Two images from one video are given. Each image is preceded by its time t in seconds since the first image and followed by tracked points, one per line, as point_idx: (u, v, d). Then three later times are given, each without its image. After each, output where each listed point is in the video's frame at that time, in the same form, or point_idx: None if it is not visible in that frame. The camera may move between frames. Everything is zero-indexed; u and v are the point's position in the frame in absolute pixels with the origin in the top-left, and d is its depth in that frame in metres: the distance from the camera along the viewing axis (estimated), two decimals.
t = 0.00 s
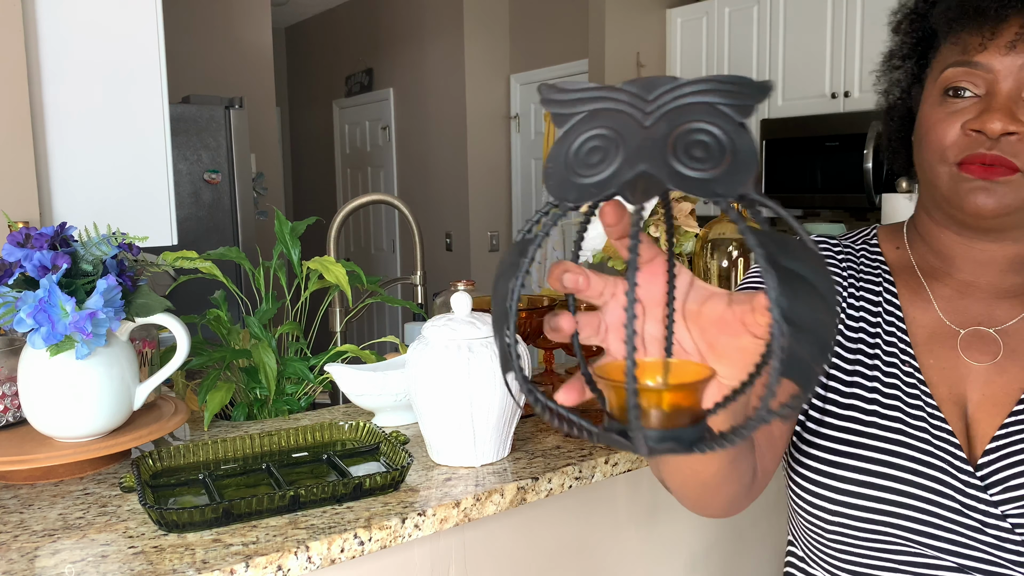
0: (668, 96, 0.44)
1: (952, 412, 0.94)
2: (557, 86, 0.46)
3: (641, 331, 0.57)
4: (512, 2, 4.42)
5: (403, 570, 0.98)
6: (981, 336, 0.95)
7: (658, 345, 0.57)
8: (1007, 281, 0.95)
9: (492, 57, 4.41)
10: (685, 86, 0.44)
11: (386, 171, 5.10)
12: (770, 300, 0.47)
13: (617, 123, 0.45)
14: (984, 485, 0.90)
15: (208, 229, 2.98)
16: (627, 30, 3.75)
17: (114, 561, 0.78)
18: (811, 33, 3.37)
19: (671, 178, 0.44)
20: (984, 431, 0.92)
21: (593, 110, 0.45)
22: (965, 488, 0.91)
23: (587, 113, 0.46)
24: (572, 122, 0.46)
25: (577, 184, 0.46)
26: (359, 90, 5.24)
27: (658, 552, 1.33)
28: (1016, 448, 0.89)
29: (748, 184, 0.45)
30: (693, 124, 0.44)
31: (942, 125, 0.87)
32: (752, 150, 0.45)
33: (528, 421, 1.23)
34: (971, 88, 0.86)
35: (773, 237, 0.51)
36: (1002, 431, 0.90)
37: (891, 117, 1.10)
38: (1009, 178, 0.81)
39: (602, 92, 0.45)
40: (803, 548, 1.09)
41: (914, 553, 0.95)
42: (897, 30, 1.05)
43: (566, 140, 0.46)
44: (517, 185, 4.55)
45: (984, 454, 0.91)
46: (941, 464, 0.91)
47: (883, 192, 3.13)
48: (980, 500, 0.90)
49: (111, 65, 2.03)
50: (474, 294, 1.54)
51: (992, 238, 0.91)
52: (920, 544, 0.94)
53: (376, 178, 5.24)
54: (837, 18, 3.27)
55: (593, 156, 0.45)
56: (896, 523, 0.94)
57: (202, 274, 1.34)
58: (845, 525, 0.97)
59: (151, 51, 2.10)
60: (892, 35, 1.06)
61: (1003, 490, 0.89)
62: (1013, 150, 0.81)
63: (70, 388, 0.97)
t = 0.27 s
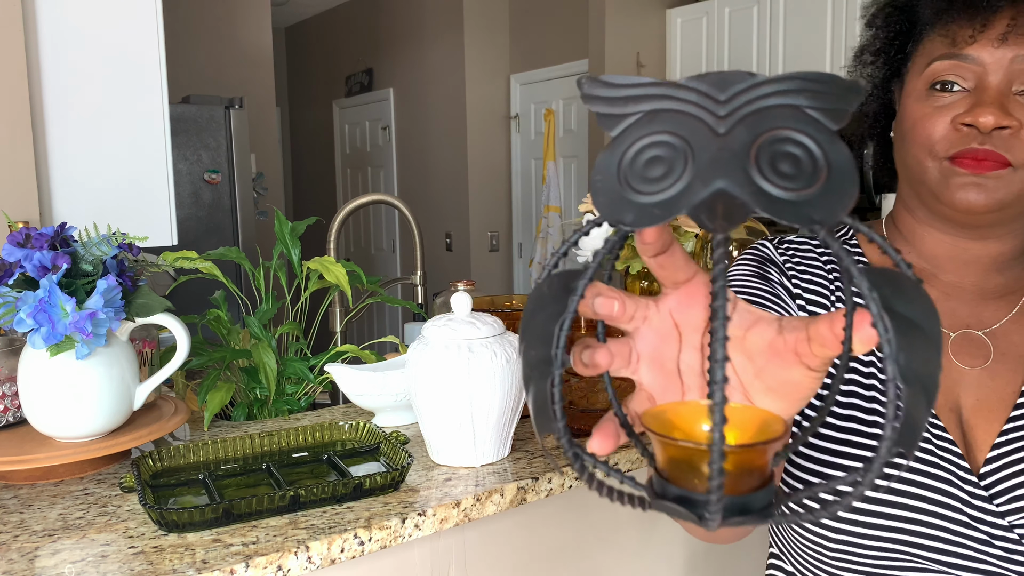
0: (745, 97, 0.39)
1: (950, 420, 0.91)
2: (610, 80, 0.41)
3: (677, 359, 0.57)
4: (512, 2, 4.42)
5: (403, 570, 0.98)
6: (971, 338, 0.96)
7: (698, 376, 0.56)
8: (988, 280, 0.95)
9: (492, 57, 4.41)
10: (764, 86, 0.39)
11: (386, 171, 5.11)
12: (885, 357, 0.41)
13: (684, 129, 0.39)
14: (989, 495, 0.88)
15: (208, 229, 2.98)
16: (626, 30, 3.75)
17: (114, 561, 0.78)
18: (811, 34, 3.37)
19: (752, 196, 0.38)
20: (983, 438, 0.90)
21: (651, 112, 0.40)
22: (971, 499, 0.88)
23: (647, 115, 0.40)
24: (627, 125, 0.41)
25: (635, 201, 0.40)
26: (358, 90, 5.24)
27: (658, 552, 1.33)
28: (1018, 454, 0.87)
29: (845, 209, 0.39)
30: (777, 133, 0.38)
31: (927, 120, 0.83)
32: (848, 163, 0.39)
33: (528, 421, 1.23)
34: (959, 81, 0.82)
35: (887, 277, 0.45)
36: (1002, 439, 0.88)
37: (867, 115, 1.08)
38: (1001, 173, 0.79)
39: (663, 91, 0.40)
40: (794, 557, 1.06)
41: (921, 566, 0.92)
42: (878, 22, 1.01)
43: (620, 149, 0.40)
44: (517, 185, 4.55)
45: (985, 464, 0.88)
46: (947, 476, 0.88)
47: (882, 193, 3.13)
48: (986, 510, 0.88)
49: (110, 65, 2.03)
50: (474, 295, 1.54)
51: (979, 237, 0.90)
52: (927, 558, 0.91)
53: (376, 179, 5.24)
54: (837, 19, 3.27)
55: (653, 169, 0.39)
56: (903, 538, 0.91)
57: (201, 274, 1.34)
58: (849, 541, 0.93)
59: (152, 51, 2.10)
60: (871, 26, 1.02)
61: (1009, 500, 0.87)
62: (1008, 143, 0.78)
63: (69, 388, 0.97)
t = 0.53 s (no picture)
0: (758, 82, 0.38)
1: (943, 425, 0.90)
2: (616, 66, 0.40)
3: (670, 357, 0.58)
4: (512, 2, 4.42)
5: (402, 570, 0.98)
6: (965, 343, 0.95)
7: (692, 372, 0.59)
8: (983, 281, 0.96)
9: (492, 57, 4.41)
10: (776, 70, 0.38)
11: (386, 171, 5.10)
12: (917, 343, 0.40)
13: (697, 113, 0.38)
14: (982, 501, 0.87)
15: (208, 229, 2.99)
16: (626, 30, 3.75)
17: (114, 561, 0.78)
18: (811, 34, 3.37)
19: (772, 182, 0.37)
20: (977, 442, 0.89)
21: (661, 98, 0.39)
22: (965, 506, 0.87)
23: (656, 101, 0.39)
24: (634, 112, 0.40)
25: (650, 189, 0.38)
26: (358, 90, 5.24)
27: (658, 552, 1.33)
28: (1014, 458, 0.87)
29: (861, 194, 0.38)
30: (792, 117, 0.38)
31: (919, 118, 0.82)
32: (863, 146, 0.39)
33: (528, 421, 1.23)
34: (952, 79, 0.82)
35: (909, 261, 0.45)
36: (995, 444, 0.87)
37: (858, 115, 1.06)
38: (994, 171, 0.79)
39: (672, 75, 0.39)
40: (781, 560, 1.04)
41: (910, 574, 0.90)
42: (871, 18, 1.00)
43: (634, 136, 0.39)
44: (517, 185, 4.55)
45: (979, 470, 0.88)
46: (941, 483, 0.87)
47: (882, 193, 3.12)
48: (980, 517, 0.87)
49: (109, 65, 2.03)
50: (474, 295, 1.54)
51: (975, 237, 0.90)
52: (919, 566, 0.89)
53: (376, 179, 5.24)
54: (837, 19, 3.27)
55: (666, 155, 0.38)
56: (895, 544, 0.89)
57: (201, 274, 1.34)
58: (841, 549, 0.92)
59: (152, 51, 2.10)
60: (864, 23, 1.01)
61: (1002, 507, 0.86)
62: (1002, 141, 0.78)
63: (69, 388, 0.97)
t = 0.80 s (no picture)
0: (755, 43, 0.38)
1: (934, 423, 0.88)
2: (617, 32, 0.40)
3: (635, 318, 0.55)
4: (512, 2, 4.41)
5: (402, 570, 0.98)
6: (962, 340, 0.91)
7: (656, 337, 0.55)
8: (983, 278, 0.91)
9: (492, 56, 4.41)
10: (767, 34, 0.38)
11: (386, 170, 5.11)
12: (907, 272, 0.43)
13: (700, 73, 0.38)
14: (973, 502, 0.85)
15: (208, 229, 2.98)
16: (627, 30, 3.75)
17: (114, 561, 0.78)
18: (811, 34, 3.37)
19: (777, 134, 0.38)
20: (970, 441, 0.87)
21: (664, 58, 0.39)
22: (954, 506, 0.85)
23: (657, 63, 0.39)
24: (639, 71, 0.39)
25: (667, 140, 0.39)
26: (358, 90, 5.24)
27: (658, 551, 1.33)
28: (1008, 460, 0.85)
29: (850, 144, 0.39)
30: (789, 72, 0.38)
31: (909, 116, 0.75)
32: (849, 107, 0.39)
33: (528, 421, 1.23)
34: (944, 75, 0.72)
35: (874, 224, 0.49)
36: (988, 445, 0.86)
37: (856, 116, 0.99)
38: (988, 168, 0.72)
39: (671, 39, 0.39)
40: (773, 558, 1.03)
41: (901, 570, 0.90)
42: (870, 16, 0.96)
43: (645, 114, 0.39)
44: (517, 185, 4.55)
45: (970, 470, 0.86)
46: (929, 481, 0.86)
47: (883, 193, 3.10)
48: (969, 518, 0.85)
49: (109, 65, 2.03)
50: (474, 295, 1.53)
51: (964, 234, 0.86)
52: (909, 564, 0.88)
53: (376, 179, 5.24)
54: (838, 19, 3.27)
55: (677, 111, 0.38)
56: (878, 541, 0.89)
57: (201, 274, 1.34)
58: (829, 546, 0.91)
59: (152, 52, 2.10)
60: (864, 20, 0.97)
61: (992, 508, 0.85)
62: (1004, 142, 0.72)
63: (68, 388, 0.97)
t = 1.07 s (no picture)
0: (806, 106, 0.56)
1: (950, 421, 0.84)
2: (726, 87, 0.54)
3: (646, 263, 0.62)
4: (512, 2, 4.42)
5: (402, 570, 0.98)
6: (982, 335, 0.85)
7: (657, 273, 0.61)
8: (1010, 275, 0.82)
9: (492, 57, 4.41)
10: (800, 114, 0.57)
11: (386, 170, 5.11)
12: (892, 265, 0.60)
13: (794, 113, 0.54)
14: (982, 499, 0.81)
15: (208, 229, 2.98)
16: (627, 30, 3.75)
17: (114, 561, 0.78)
18: (811, 34, 3.37)
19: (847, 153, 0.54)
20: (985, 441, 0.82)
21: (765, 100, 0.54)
22: (962, 500, 0.81)
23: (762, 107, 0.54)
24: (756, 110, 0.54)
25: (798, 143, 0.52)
26: (359, 90, 5.24)
27: (659, 551, 1.33)
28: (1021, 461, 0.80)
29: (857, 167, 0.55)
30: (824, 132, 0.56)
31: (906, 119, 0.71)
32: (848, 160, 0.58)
33: (528, 422, 1.23)
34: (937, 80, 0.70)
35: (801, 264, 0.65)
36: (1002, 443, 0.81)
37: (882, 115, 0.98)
38: (983, 164, 0.66)
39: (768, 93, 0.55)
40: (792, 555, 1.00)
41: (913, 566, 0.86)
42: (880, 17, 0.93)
43: (734, 113, 0.53)
44: (517, 185, 4.55)
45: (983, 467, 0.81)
46: (937, 475, 0.82)
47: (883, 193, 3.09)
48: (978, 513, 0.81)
49: (109, 65, 2.03)
50: (474, 295, 1.54)
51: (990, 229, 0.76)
52: (915, 556, 0.85)
53: (376, 179, 5.24)
54: (838, 20, 3.28)
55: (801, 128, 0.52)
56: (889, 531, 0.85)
57: (201, 274, 1.34)
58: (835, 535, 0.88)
59: (152, 51, 2.10)
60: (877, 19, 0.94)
61: (1002, 504, 0.80)
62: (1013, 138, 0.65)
63: (68, 388, 0.97)
